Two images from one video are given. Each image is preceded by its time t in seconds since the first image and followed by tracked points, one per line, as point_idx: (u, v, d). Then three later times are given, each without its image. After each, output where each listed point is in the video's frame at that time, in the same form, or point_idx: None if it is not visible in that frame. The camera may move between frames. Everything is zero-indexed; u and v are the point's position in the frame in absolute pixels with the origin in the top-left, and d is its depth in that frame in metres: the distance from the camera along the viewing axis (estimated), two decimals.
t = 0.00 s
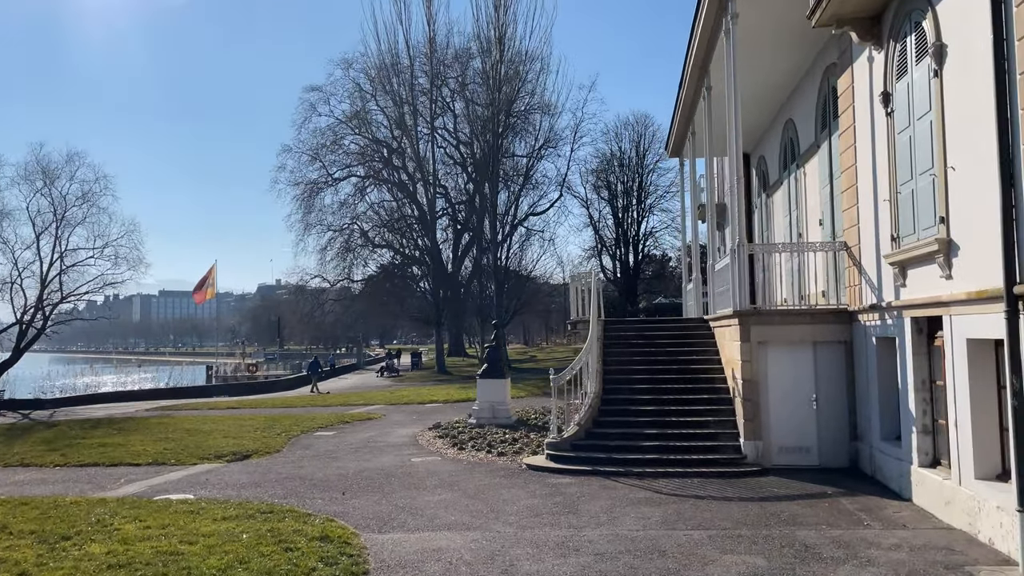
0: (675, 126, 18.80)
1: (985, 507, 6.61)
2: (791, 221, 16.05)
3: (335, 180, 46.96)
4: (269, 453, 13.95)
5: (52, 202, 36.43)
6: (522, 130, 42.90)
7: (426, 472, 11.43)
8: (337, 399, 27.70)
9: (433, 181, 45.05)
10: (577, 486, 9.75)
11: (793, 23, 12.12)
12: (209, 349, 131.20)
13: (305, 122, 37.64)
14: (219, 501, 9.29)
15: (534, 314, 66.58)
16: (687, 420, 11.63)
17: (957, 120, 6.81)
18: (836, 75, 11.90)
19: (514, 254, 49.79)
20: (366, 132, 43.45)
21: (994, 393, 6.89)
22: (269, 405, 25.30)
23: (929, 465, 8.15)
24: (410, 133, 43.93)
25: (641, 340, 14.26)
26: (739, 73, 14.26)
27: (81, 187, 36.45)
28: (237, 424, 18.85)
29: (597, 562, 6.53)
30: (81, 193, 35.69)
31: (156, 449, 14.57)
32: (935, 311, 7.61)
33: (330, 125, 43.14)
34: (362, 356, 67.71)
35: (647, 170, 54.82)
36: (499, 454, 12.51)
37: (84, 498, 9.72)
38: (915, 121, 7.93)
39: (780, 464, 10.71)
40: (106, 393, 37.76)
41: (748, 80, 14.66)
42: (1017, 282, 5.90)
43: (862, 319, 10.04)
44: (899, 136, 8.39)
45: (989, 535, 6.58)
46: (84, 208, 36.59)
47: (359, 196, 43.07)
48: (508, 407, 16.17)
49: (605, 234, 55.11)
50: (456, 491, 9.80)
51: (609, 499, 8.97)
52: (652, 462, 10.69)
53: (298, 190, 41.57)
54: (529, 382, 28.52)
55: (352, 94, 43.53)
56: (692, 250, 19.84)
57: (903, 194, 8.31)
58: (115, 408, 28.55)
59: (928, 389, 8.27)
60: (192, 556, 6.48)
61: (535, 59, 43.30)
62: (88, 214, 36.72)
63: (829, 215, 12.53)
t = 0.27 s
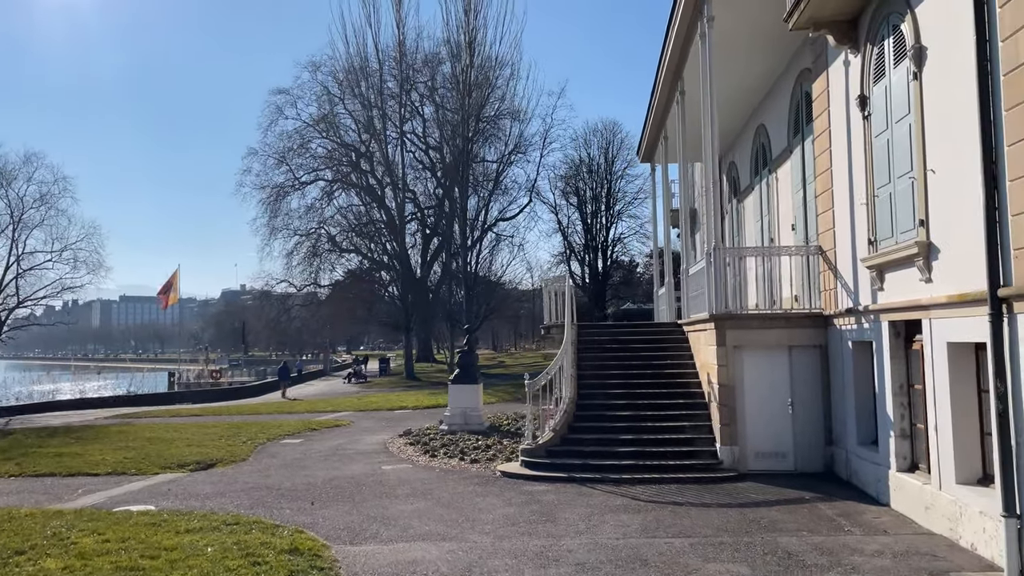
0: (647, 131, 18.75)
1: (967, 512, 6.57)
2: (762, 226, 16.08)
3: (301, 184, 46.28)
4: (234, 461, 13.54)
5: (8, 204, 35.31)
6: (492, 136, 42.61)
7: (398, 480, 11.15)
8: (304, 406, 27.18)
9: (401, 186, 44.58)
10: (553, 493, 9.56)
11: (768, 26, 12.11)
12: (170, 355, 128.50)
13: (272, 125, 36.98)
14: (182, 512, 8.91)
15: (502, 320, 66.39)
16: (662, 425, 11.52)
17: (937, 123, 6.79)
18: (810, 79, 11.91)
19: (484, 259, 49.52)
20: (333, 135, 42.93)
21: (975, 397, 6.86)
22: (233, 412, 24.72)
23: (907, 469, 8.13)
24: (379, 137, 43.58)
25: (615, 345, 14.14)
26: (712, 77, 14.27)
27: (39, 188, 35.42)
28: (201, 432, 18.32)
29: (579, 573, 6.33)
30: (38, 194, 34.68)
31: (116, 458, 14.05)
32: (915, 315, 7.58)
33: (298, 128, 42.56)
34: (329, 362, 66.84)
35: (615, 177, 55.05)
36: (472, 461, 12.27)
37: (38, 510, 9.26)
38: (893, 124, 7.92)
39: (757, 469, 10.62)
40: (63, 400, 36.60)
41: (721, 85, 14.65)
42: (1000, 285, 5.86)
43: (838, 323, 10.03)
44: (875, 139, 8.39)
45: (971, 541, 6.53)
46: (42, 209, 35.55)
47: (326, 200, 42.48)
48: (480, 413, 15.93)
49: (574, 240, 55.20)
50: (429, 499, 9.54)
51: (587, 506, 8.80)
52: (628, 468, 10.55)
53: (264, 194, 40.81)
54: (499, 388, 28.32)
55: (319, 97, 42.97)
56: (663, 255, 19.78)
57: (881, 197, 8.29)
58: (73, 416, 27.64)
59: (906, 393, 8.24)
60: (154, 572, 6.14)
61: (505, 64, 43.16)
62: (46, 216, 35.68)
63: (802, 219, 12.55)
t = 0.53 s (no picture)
0: (627, 136, 18.65)
1: (960, 515, 6.46)
2: (743, 231, 16.02)
3: (276, 189, 45.66)
4: (206, 469, 13.14)
5: None
6: (469, 142, 42.33)
7: (377, 487, 10.86)
8: (277, 413, 26.66)
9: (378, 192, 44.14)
10: (537, 499, 9.35)
11: (752, 28, 12.06)
12: (139, 363, 126.20)
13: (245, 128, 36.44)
14: (151, 521, 8.55)
15: (478, 327, 66.02)
16: (646, 430, 11.36)
17: (930, 120, 6.72)
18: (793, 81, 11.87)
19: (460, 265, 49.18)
20: (308, 140, 42.44)
21: (966, 399, 6.77)
22: (205, 419, 24.17)
23: (896, 473, 8.04)
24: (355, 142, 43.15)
25: (597, 349, 13.98)
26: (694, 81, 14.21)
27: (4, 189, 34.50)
28: (172, 439, 17.82)
29: None
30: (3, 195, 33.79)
31: (82, 466, 13.56)
32: (904, 316, 7.49)
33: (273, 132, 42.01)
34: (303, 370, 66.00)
35: (592, 184, 55.11)
36: (452, 467, 11.99)
37: None
38: (881, 124, 7.86)
39: (741, 474, 10.48)
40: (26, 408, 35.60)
41: (703, 89, 14.60)
42: (996, 284, 5.77)
43: (823, 326, 9.95)
44: (863, 140, 8.33)
45: (964, 544, 6.43)
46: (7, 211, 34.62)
47: (301, 206, 41.91)
48: (459, 419, 15.68)
49: (550, 247, 55.13)
50: (410, 506, 9.28)
51: (572, 512, 8.60)
52: (613, 473, 10.36)
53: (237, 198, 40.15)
54: (476, 394, 28.04)
55: (294, 101, 42.48)
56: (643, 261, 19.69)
57: (868, 198, 8.23)
58: (37, 424, 26.82)
59: (895, 396, 8.16)
60: None
61: (482, 71, 42.98)
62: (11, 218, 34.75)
63: (785, 222, 12.50)
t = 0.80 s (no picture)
0: (610, 143, 18.57)
1: (956, 524, 6.34)
2: (725, 239, 15.98)
3: (253, 197, 45.09)
4: (180, 480, 12.74)
5: None
6: (450, 151, 42.36)
7: (357, 498, 10.56)
8: (253, 423, 26.16)
9: (356, 200, 43.65)
10: (523, 510, 9.11)
11: (737, 34, 11.99)
12: (111, 373, 123.98)
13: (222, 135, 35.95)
14: (121, 535, 8.19)
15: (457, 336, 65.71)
16: (631, 439, 11.17)
17: (923, 122, 6.63)
18: (778, 87, 11.83)
19: (440, 274, 48.83)
20: (286, 148, 41.99)
21: (960, 405, 6.67)
22: (179, 430, 23.61)
23: (887, 481, 7.92)
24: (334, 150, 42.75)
25: (582, 357, 13.80)
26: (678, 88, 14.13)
27: None
28: (144, 450, 17.34)
29: None
30: None
31: (49, 479, 13.09)
32: (896, 321, 7.39)
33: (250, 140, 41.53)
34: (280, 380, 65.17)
35: (571, 194, 55.19)
36: (435, 478, 11.70)
37: None
38: (872, 127, 7.79)
39: (729, 482, 10.33)
40: None
41: (687, 96, 14.53)
42: (994, 287, 5.66)
43: (810, 332, 9.87)
44: (852, 143, 8.26)
45: (960, 554, 6.31)
46: None
47: (278, 214, 41.38)
48: (440, 428, 15.41)
49: (529, 256, 54.99)
50: (391, 518, 9.00)
51: (559, 523, 8.38)
52: (599, 482, 10.15)
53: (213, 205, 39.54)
54: (456, 404, 27.74)
55: (273, 108, 42.03)
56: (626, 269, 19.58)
57: (858, 202, 8.15)
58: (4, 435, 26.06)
59: (885, 402, 8.05)
60: None
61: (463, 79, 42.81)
62: None
63: (770, 228, 12.44)
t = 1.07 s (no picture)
0: (586, 147, 18.46)
1: (942, 529, 6.23)
2: (702, 243, 15.93)
3: (222, 201, 44.33)
4: (143, 489, 12.29)
5: None
6: (423, 156, 41.79)
7: (327, 506, 10.23)
8: (221, 431, 25.57)
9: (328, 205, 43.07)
10: (499, 517, 8.87)
11: (716, 36, 11.89)
12: (75, 380, 121.20)
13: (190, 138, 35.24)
14: (78, 546, 7.78)
15: (430, 343, 65.26)
16: (609, 444, 10.99)
17: (909, 121, 6.55)
18: (757, 89, 11.76)
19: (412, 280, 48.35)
20: (257, 151, 41.33)
21: (946, 407, 6.58)
22: (143, 437, 22.98)
23: (869, 485, 7.81)
24: (306, 154, 42.17)
25: (558, 362, 13.60)
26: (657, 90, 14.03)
27: None
28: (106, 458, 16.77)
29: None
30: None
31: (5, 488, 12.55)
32: (879, 324, 7.30)
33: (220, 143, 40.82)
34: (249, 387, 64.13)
35: (545, 201, 55.16)
36: (408, 485, 11.40)
37: None
38: (854, 127, 7.72)
39: (708, 488, 10.18)
40: None
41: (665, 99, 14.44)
42: (983, 287, 5.57)
43: (790, 335, 9.78)
44: (834, 144, 8.20)
45: (947, 558, 6.20)
46: None
47: (248, 218, 40.68)
48: (413, 434, 15.11)
49: (503, 262, 54.77)
50: (363, 527, 8.70)
51: (537, 530, 8.15)
52: (576, 489, 9.95)
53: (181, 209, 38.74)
54: (428, 410, 27.41)
55: (243, 111, 41.38)
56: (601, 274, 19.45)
57: (840, 203, 8.07)
58: None
59: (867, 405, 7.96)
60: None
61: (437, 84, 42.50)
62: None
63: (748, 231, 12.37)
